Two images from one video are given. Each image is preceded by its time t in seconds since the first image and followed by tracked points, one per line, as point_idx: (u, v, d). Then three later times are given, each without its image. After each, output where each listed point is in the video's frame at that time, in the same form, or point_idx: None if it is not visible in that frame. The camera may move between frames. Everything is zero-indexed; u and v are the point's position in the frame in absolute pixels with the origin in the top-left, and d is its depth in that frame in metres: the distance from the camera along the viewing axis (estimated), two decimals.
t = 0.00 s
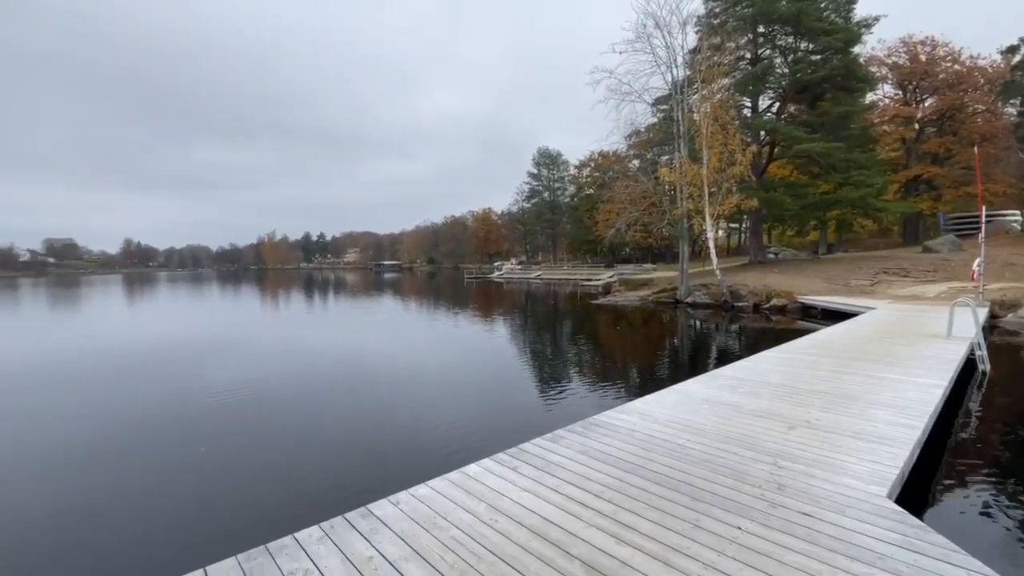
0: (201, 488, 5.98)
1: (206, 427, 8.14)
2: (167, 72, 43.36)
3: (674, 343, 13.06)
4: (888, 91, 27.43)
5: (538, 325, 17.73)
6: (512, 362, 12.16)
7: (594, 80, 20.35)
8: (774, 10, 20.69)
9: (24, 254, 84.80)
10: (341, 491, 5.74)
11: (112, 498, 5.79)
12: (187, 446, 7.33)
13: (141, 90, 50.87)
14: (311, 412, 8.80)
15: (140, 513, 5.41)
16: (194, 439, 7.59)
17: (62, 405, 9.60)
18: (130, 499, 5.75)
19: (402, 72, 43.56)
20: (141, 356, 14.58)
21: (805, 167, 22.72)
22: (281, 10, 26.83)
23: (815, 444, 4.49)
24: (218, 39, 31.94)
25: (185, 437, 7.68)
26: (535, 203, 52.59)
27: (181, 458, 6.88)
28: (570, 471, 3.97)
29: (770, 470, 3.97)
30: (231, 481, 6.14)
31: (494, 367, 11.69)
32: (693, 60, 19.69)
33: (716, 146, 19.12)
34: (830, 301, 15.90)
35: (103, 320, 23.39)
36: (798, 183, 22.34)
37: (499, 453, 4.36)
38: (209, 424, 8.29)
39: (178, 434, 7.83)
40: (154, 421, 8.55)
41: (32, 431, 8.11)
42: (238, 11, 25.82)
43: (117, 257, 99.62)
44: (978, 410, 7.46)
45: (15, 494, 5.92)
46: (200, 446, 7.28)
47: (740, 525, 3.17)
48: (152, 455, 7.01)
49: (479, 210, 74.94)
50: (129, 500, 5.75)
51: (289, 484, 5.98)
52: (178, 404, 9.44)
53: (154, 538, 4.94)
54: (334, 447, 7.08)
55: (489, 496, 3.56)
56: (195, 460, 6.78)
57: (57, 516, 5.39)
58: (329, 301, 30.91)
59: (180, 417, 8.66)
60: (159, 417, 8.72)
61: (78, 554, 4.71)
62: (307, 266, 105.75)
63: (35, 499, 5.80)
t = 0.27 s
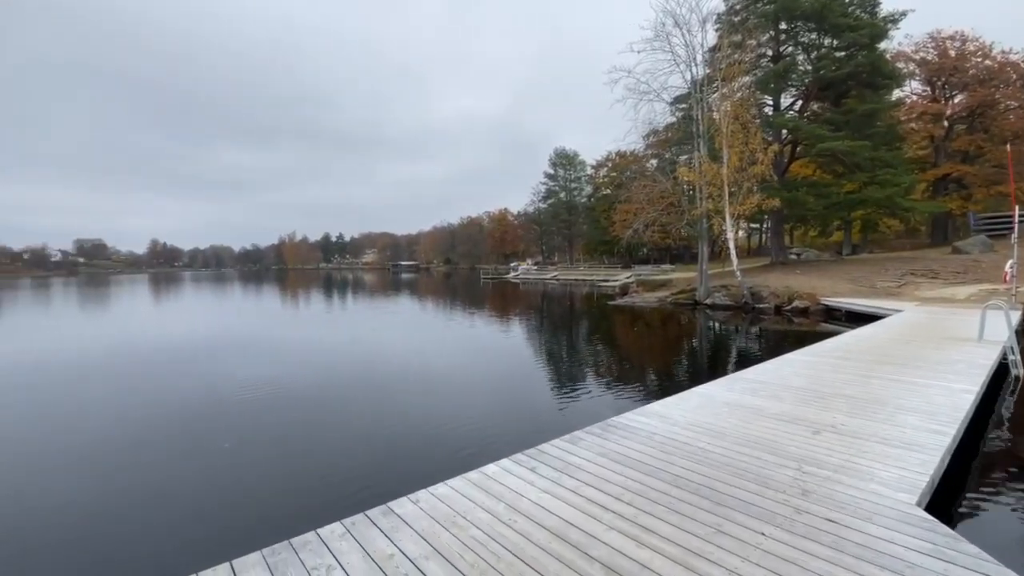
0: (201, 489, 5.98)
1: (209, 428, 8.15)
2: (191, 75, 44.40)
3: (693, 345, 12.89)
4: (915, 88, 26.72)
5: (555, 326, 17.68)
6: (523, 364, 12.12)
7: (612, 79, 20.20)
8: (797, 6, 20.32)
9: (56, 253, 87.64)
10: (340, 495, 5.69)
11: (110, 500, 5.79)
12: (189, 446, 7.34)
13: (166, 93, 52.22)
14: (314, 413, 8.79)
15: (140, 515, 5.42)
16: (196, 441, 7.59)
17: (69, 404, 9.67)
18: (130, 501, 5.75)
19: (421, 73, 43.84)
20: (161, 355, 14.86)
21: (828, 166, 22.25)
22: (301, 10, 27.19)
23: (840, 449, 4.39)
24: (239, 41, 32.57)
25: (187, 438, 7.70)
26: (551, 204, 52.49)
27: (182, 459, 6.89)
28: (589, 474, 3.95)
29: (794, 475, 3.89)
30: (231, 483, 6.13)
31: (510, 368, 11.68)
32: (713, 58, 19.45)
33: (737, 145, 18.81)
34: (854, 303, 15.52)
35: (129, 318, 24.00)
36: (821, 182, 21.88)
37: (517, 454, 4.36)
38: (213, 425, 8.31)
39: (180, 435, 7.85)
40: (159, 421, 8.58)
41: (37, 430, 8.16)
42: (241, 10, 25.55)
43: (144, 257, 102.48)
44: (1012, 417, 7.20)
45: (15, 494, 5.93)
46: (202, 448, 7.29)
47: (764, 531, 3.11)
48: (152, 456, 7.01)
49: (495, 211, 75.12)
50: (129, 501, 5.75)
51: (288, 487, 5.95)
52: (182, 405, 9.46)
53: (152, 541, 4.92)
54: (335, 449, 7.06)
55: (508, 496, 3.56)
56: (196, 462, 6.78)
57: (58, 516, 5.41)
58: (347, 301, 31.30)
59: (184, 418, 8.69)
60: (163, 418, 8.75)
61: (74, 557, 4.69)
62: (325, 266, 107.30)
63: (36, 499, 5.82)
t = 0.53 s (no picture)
0: (203, 489, 6.03)
1: (212, 428, 8.21)
2: (216, 78, 45.44)
3: (714, 347, 12.72)
4: (944, 84, 25.95)
5: (572, 327, 17.61)
6: (531, 364, 12.09)
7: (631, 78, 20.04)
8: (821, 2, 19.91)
9: (87, 253, 90.63)
10: (341, 496, 5.72)
11: (113, 500, 5.83)
12: (191, 447, 7.39)
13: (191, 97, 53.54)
14: (316, 413, 8.83)
15: (143, 515, 5.47)
16: (197, 441, 7.63)
17: (74, 405, 9.73)
18: (133, 501, 5.79)
19: (438, 74, 44.10)
20: (176, 354, 15.07)
21: (854, 164, 21.74)
22: (322, 9, 27.56)
23: (868, 455, 4.27)
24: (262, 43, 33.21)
25: (189, 439, 7.74)
26: (569, 204, 52.35)
27: (184, 459, 6.93)
28: (609, 476, 3.91)
29: (820, 481, 3.80)
30: (233, 483, 6.17)
31: (526, 369, 11.65)
32: (734, 55, 19.17)
33: (759, 144, 18.49)
34: (881, 305, 15.12)
35: (155, 316, 24.66)
36: (846, 181, 21.38)
37: (537, 455, 4.35)
38: (216, 425, 8.36)
39: (183, 436, 7.90)
40: (161, 422, 8.63)
41: (41, 430, 8.21)
42: (246, 10, 25.88)
43: (170, 256, 105.30)
44: None
45: (20, 493, 5.98)
46: (203, 448, 7.33)
47: (790, 537, 3.04)
48: (155, 457, 7.06)
49: (512, 211, 75.18)
50: (132, 501, 5.79)
51: (290, 487, 5.99)
52: (192, 405, 9.56)
53: (153, 542, 4.95)
54: (343, 449, 7.09)
55: (529, 497, 3.55)
56: (198, 462, 6.83)
57: (70, 514, 5.49)
58: (366, 301, 31.69)
59: (187, 419, 8.74)
60: (166, 418, 8.79)
61: (75, 557, 4.72)
62: (344, 266, 108.74)
63: (40, 498, 5.86)
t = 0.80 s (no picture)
0: (208, 488, 6.05)
1: (213, 428, 8.22)
2: (236, 79, 46.28)
3: (732, 348, 12.57)
4: (971, 80, 25.29)
5: (587, 327, 17.54)
6: (537, 365, 12.05)
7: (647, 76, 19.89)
8: None
9: (112, 251, 93.05)
10: (341, 496, 5.72)
11: (113, 499, 5.83)
12: (191, 446, 7.39)
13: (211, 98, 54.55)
14: (317, 412, 8.84)
15: (143, 514, 5.47)
16: (196, 441, 7.63)
17: (75, 403, 9.73)
18: (133, 501, 5.79)
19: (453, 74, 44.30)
20: (185, 352, 15.18)
21: (877, 163, 21.28)
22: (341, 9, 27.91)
23: (891, 460, 4.18)
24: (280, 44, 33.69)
25: (188, 439, 7.74)
26: (583, 203, 52.16)
27: (197, 456, 7.00)
28: (627, 478, 3.88)
29: (844, 486, 3.72)
30: (236, 483, 6.17)
31: (540, 369, 11.61)
32: (754, 53, 18.92)
33: (778, 143, 18.20)
34: (904, 307, 14.79)
35: (177, 314, 25.19)
36: (869, 180, 20.94)
37: (554, 455, 4.33)
38: (217, 425, 8.36)
39: (183, 435, 7.90)
40: (168, 420, 8.67)
41: (43, 429, 8.22)
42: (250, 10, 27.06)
43: (191, 255, 107.64)
44: None
45: (19, 492, 5.97)
46: (208, 447, 7.35)
47: (812, 542, 2.98)
48: (160, 455, 7.09)
49: (526, 211, 75.17)
50: (139, 499, 5.82)
51: (290, 487, 5.99)
52: (205, 403, 9.65)
53: (152, 542, 4.95)
54: (351, 448, 7.10)
55: (546, 497, 3.53)
56: (198, 462, 6.82)
57: (85, 510, 5.57)
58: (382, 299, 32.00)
59: (188, 418, 8.74)
60: (172, 417, 8.83)
61: (73, 558, 4.71)
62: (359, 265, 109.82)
63: (40, 497, 5.87)
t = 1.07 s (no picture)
0: (219, 485, 6.11)
1: (214, 427, 8.22)
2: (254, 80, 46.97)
3: (748, 349, 12.43)
4: (996, 76, 24.67)
5: (600, 326, 17.48)
6: (542, 365, 11.99)
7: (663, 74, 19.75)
8: None
9: (134, 250, 95.13)
10: (340, 497, 5.71)
11: (113, 498, 5.83)
12: (191, 445, 7.39)
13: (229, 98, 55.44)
14: (318, 411, 8.83)
15: (144, 513, 5.48)
16: (202, 439, 7.67)
17: (78, 402, 9.75)
18: (132, 500, 5.79)
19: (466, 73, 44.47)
20: (195, 350, 15.29)
21: (898, 161, 20.86)
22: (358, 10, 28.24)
23: (914, 465, 4.09)
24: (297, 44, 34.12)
25: (194, 437, 7.78)
26: (596, 202, 51.96)
27: (208, 453, 7.08)
28: (643, 479, 3.85)
29: (865, 491, 3.64)
30: (246, 480, 6.23)
31: (552, 368, 11.56)
32: (772, 49, 18.67)
33: (797, 140, 17.93)
34: (926, 308, 14.48)
35: (196, 311, 25.65)
36: (890, 178, 20.52)
37: (569, 455, 4.31)
38: (217, 424, 8.36)
39: (184, 434, 7.90)
40: (180, 416, 8.78)
41: (59, 424, 8.37)
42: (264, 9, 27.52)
43: (209, 253, 109.68)
44: None
45: (20, 491, 5.98)
46: (219, 444, 7.42)
47: (833, 547, 2.93)
48: (172, 451, 7.18)
49: (539, 209, 75.08)
50: (150, 495, 5.89)
51: (289, 487, 5.98)
52: (217, 399, 9.77)
53: (150, 543, 4.94)
54: (359, 446, 7.12)
55: (562, 497, 3.52)
56: (197, 461, 6.83)
57: (99, 505, 5.66)
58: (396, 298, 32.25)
59: (188, 417, 8.74)
60: (185, 413, 8.95)
61: (70, 558, 4.70)
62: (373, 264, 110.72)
63: (40, 496, 5.87)
